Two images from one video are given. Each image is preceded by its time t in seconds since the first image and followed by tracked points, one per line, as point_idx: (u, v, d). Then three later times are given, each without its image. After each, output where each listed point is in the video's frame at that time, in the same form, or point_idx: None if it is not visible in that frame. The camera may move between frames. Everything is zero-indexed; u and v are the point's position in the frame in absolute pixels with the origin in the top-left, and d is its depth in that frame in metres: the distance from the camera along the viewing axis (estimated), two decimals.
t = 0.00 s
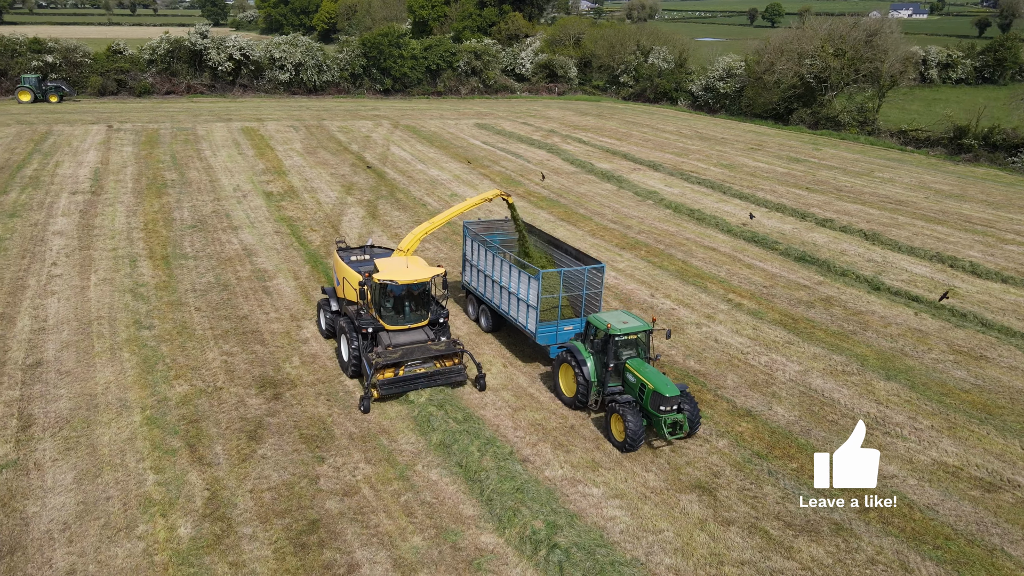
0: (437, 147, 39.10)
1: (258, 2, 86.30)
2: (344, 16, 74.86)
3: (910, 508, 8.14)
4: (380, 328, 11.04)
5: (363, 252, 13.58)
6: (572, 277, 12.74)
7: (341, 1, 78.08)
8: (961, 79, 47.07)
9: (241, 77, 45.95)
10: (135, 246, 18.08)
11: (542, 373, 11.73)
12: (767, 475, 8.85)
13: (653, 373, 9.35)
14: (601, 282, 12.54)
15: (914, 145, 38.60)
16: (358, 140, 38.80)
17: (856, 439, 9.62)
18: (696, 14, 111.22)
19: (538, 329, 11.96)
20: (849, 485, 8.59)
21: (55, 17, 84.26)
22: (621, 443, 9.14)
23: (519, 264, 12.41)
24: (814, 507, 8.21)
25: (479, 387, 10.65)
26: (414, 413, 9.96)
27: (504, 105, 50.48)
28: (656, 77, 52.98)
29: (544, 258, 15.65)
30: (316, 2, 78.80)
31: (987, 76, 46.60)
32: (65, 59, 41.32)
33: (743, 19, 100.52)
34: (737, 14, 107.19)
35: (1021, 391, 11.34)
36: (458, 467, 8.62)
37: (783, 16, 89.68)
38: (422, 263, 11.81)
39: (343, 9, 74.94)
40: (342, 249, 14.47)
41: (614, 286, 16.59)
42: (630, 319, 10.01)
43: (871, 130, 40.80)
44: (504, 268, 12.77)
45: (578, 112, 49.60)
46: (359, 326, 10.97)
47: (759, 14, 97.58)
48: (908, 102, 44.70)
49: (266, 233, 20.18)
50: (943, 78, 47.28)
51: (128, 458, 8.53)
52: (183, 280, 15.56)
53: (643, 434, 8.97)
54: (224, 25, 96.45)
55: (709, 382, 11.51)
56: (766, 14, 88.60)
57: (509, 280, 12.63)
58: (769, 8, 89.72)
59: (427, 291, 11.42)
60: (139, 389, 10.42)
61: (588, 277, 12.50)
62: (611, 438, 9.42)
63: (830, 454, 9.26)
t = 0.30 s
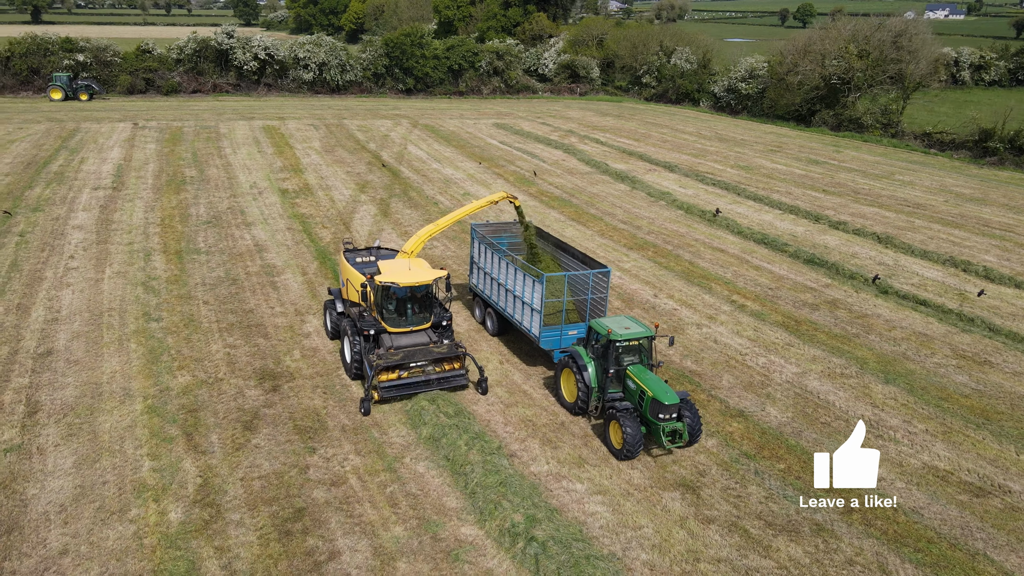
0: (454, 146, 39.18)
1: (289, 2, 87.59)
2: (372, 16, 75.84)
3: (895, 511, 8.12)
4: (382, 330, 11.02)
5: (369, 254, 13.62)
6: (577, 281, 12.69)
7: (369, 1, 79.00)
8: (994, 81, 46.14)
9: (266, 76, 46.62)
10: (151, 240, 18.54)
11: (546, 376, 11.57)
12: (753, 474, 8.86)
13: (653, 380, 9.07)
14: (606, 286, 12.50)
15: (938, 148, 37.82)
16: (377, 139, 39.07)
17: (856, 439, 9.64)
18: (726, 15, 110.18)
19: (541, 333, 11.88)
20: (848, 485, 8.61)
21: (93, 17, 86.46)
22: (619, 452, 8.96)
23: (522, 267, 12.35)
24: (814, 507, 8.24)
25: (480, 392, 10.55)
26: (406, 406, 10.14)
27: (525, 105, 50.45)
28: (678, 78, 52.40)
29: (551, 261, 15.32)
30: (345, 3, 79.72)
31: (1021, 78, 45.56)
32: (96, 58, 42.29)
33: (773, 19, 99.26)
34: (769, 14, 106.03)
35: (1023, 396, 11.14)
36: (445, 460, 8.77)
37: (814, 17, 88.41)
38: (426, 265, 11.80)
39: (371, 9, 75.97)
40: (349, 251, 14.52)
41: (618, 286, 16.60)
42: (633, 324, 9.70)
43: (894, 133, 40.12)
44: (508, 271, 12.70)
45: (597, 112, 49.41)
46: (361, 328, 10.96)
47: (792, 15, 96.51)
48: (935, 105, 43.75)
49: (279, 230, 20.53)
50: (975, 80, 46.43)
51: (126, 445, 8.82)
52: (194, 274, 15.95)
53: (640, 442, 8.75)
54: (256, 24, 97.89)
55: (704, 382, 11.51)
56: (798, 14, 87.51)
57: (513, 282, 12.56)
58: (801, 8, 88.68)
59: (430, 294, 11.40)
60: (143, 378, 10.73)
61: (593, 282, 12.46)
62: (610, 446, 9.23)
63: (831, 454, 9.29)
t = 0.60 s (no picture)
0: (470, 146, 39.37)
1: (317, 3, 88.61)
2: (397, 16, 76.56)
3: (879, 511, 8.14)
4: (385, 330, 11.01)
5: (376, 254, 13.69)
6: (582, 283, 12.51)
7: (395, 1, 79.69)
8: None
9: (290, 76, 47.29)
10: (167, 234, 19.02)
11: (548, 379, 11.49)
12: (741, 471, 8.91)
13: (653, 386, 8.95)
14: (611, 290, 12.30)
15: (961, 150, 37.18)
16: (394, 138, 39.39)
17: (856, 439, 9.63)
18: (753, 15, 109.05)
19: (545, 336, 11.76)
20: (848, 485, 8.62)
21: (127, 17, 88.29)
22: (617, 458, 8.81)
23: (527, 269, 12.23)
24: (813, 506, 8.26)
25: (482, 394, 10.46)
26: (402, 399, 10.34)
27: (545, 105, 50.51)
28: (700, 78, 52.04)
29: (558, 263, 15.11)
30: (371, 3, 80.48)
31: None
32: (124, 57, 43.21)
33: (803, 19, 98.00)
34: (799, 14, 104.68)
35: None
36: (435, 451, 8.95)
37: (845, 17, 87.10)
38: (431, 266, 11.81)
39: (398, 10, 76.72)
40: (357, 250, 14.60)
41: (622, 285, 16.66)
42: (634, 329, 9.61)
43: (917, 134, 39.45)
44: (512, 273, 12.62)
45: (617, 112, 49.31)
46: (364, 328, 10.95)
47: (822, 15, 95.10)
48: (962, 106, 42.86)
49: (291, 226, 20.91)
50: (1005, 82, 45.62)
51: (129, 430, 9.15)
52: (206, 267, 16.34)
53: (639, 448, 8.64)
54: (285, 24, 99.17)
55: (700, 380, 11.54)
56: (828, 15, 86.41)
57: (517, 285, 12.48)
58: (832, 9, 87.64)
59: (433, 294, 11.39)
60: (149, 367, 11.08)
61: (599, 284, 12.25)
62: (608, 452, 9.08)
63: (831, 454, 9.30)
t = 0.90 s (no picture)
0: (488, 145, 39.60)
1: (345, 3, 89.55)
2: (423, 16, 77.16)
3: (864, 508, 8.20)
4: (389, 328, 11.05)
5: (384, 253, 13.79)
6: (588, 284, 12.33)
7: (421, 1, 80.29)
8: None
9: (314, 75, 48.00)
10: (185, 228, 19.53)
11: (549, 377, 11.54)
12: (729, 467, 9.00)
13: (654, 390, 8.80)
14: (617, 292, 12.09)
15: (986, 152, 36.55)
16: (412, 137, 39.74)
17: (856, 439, 9.63)
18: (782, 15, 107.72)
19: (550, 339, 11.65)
20: (847, 486, 8.61)
21: (160, 17, 90.06)
22: (617, 463, 8.68)
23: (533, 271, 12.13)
24: (813, 507, 8.26)
25: (485, 395, 10.40)
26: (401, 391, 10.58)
27: (565, 105, 50.57)
28: (722, 79, 51.68)
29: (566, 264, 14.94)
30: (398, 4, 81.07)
31: None
32: (153, 56, 44.16)
33: (833, 19, 96.56)
34: (830, 14, 103.10)
35: None
36: (428, 440, 9.18)
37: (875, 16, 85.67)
38: (436, 266, 11.87)
39: (424, 10, 77.32)
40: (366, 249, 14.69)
41: (628, 283, 16.77)
42: (637, 332, 9.47)
43: (941, 136, 38.87)
44: (519, 274, 12.56)
45: (637, 113, 49.23)
46: (368, 326, 10.98)
47: (852, 15, 93.63)
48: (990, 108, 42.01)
49: (305, 221, 21.32)
50: None
51: (136, 415, 9.51)
52: (220, 261, 16.78)
53: (638, 453, 8.50)
54: (314, 24, 100.35)
55: (697, 378, 11.62)
56: (859, 15, 85.11)
57: (523, 286, 12.40)
58: (863, 9, 86.22)
59: (438, 294, 11.44)
60: (159, 355, 11.47)
61: (604, 287, 12.06)
62: (608, 456, 8.96)
63: (831, 454, 9.29)
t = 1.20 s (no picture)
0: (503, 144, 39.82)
1: (369, 4, 90.35)
2: (446, 16, 77.69)
3: (847, 502, 8.31)
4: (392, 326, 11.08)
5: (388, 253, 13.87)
6: (591, 286, 12.36)
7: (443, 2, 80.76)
8: None
9: (334, 74, 48.59)
10: (200, 223, 20.03)
11: (547, 371, 11.71)
12: (716, 459, 9.14)
13: (654, 393, 8.67)
14: (620, 293, 12.12)
15: (1006, 154, 36.01)
16: (428, 135, 40.08)
17: (856, 439, 9.62)
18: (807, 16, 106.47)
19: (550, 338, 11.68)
20: (847, 486, 8.60)
21: (188, 17, 91.56)
22: (616, 465, 8.57)
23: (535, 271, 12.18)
24: (812, 508, 8.22)
25: (488, 393, 10.37)
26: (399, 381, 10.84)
27: (582, 105, 50.64)
28: (741, 79, 51.40)
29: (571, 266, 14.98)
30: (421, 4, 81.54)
31: None
32: (177, 55, 45.05)
33: (860, 20, 95.14)
34: (856, 15, 101.64)
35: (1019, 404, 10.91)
36: (423, 429, 9.44)
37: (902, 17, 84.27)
38: (438, 265, 11.88)
39: (446, 10, 77.80)
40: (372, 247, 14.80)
41: (631, 280, 16.90)
42: (638, 334, 9.34)
43: (960, 138, 38.36)
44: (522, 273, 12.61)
45: (655, 113, 49.19)
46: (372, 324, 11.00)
47: (879, 15, 92.13)
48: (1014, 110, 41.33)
49: (317, 217, 21.73)
50: None
51: (143, 400, 9.89)
52: (232, 254, 17.21)
53: (638, 456, 8.38)
54: (339, 24, 101.23)
55: (692, 374, 11.74)
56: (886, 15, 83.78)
57: (526, 285, 12.45)
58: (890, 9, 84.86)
59: (441, 292, 11.45)
60: (168, 344, 11.87)
61: (608, 288, 12.10)
62: (607, 459, 8.87)
63: (830, 455, 9.28)
